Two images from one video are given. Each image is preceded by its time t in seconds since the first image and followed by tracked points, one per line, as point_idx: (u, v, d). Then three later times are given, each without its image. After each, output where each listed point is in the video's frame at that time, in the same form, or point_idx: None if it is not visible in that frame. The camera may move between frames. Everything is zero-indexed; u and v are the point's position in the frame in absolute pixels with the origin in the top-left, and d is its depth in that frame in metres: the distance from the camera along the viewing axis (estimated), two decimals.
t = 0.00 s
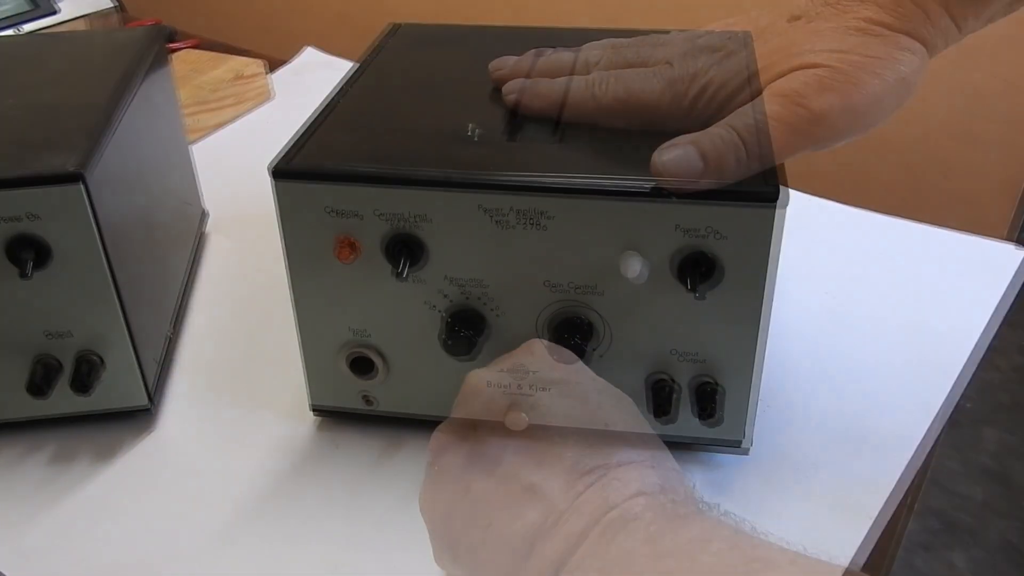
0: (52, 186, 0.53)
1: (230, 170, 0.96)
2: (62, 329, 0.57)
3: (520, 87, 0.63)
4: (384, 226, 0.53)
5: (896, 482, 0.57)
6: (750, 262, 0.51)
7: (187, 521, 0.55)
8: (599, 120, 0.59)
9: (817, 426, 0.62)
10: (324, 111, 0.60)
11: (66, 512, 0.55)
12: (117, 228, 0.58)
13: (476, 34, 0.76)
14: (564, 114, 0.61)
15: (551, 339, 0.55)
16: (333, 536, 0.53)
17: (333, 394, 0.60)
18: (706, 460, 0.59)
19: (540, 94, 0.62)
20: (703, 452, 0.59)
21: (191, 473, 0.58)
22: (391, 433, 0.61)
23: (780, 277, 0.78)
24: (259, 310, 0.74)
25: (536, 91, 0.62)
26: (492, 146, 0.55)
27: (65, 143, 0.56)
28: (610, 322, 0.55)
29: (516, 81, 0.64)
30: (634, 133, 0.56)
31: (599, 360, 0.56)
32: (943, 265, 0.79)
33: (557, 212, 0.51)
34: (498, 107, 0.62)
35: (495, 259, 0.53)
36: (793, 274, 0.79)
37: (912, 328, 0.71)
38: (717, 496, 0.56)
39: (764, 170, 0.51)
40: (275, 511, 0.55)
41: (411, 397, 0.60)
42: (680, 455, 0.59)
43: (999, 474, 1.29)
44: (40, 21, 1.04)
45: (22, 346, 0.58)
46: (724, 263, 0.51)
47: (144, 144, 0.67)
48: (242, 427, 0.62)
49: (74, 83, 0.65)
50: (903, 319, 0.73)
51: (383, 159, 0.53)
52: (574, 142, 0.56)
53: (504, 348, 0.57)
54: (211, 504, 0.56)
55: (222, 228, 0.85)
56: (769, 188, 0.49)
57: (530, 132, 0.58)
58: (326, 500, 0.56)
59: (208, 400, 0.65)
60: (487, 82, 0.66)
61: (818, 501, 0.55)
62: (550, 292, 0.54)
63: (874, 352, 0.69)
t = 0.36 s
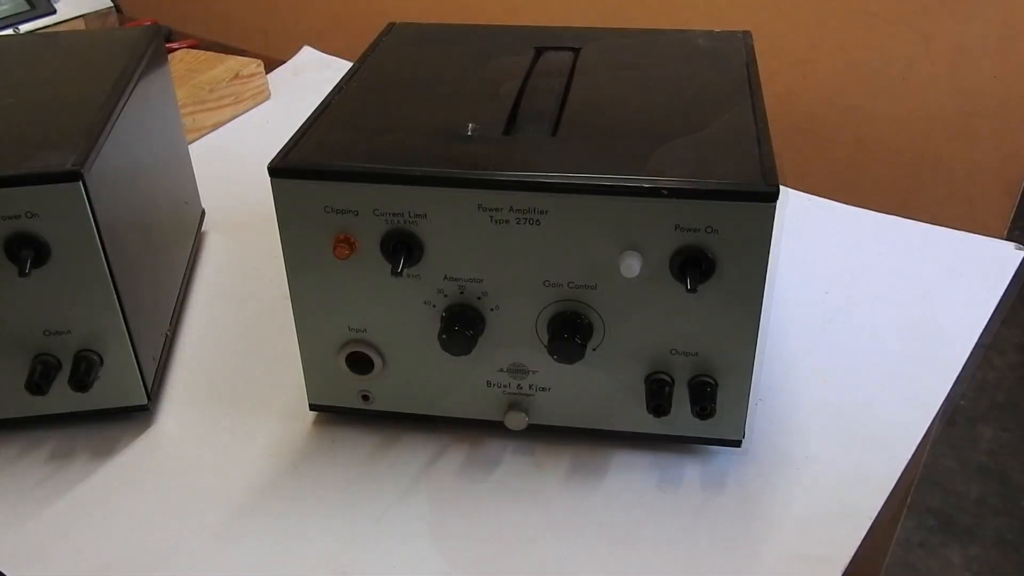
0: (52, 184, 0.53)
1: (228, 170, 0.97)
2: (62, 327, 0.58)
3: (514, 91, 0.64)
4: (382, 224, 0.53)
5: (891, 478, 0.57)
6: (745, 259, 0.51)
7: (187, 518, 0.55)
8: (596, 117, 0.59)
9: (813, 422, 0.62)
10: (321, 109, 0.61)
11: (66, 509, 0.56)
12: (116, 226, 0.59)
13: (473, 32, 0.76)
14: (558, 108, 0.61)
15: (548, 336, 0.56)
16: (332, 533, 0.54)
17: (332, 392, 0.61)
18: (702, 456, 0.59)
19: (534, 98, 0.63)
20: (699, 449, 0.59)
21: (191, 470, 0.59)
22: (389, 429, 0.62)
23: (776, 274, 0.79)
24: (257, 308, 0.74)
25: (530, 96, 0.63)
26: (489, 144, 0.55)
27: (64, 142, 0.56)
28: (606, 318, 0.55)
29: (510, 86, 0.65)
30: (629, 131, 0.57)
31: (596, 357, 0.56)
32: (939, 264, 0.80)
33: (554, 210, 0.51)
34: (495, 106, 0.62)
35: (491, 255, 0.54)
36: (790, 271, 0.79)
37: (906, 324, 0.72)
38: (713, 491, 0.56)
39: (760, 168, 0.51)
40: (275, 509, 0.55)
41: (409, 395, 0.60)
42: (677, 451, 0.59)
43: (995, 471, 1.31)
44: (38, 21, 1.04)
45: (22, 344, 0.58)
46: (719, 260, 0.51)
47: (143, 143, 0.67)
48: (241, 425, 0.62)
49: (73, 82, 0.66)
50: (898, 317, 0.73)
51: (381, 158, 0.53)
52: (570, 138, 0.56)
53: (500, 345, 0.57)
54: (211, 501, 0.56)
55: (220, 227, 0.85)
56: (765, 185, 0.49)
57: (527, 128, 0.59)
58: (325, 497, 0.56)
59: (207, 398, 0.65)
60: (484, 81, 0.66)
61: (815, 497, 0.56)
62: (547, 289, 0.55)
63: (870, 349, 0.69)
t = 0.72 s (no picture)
0: (52, 184, 0.53)
1: (229, 170, 0.96)
2: (62, 327, 0.58)
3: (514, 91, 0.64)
4: (382, 225, 0.53)
5: (891, 478, 0.57)
6: (745, 259, 0.51)
7: (187, 518, 0.55)
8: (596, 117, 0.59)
9: (813, 422, 0.62)
10: (321, 109, 0.61)
11: (66, 508, 0.56)
12: (116, 226, 0.59)
13: (474, 32, 0.76)
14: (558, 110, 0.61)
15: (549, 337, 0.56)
16: (332, 532, 0.54)
17: (332, 392, 0.61)
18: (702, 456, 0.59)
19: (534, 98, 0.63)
20: (699, 449, 0.59)
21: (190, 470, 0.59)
22: (389, 429, 0.62)
23: (777, 275, 0.79)
24: (257, 308, 0.74)
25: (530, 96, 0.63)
26: (490, 144, 0.55)
27: (65, 142, 0.56)
28: (606, 318, 0.55)
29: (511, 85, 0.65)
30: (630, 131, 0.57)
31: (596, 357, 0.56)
32: (939, 264, 0.80)
33: (554, 210, 0.51)
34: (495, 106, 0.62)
35: (491, 255, 0.54)
36: (789, 272, 0.79)
37: (906, 324, 0.72)
38: (713, 491, 0.56)
39: (760, 168, 0.51)
40: (275, 508, 0.55)
41: (409, 395, 0.60)
42: (676, 451, 0.59)
43: (995, 471, 1.31)
44: (38, 21, 1.04)
45: (22, 344, 0.58)
46: (719, 260, 0.51)
47: (143, 143, 0.67)
48: (241, 424, 0.62)
49: (74, 82, 0.66)
50: (899, 317, 0.73)
51: (381, 158, 0.53)
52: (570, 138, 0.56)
53: (500, 345, 0.57)
54: (211, 501, 0.56)
55: (220, 227, 0.85)
56: (766, 185, 0.49)
57: (526, 128, 0.59)
58: (325, 497, 0.56)
59: (207, 398, 0.65)
60: (484, 81, 0.66)
61: (814, 496, 0.56)
62: (547, 289, 0.55)
63: (870, 349, 0.69)
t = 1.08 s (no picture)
0: (52, 185, 0.53)
1: (229, 170, 0.97)
2: (63, 327, 0.58)
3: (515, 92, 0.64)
4: (382, 225, 0.53)
5: (892, 478, 0.57)
6: (744, 260, 0.51)
7: (187, 518, 0.55)
8: (596, 117, 0.59)
9: (813, 423, 0.62)
10: (321, 110, 0.61)
11: (66, 509, 0.56)
12: (116, 226, 0.59)
13: (474, 33, 0.76)
14: (559, 112, 0.61)
15: (549, 337, 0.56)
16: (331, 533, 0.54)
17: (332, 393, 0.61)
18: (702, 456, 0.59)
19: (535, 99, 0.63)
20: (699, 449, 0.59)
21: (190, 470, 0.59)
22: (388, 429, 0.62)
23: (777, 275, 0.79)
24: (257, 309, 0.74)
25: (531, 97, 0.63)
26: (490, 145, 0.55)
27: (65, 142, 0.56)
28: (606, 318, 0.55)
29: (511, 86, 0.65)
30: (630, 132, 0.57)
31: (596, 358, 0.56)
32: (940, 264, 0.80)
33: (554, 211, 0.51)
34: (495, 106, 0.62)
35: (491, 256, 0.54)
36: (789, 272, 0.79)
37: (906, 325, 0.72)
38: (713, 491, 0.56)
39: (761, 168, 0.51)
40: (274, 509, 0.56)
41: (409, 395, 0.60)
42: (676, 451, 0.59)
43: (996, 471, 1.31)
44: (39, 22, 1.04)
45: (22, 344, 0.58)
46: (720, 261, 0.51)
47: (143, 143, 0.67)
48: (241, 425, 0.62)
49: (74, 83, 0.66)
50: (899, 317, 0.73)
51: (381, 158, 0.53)
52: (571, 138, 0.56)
53: (500, 345, 0.57)
54: (211, 501, 0.56)
55: (220, 228, 0.85)
56: (766, 186, 0.49)
57: (526, 128, 0.59)
58: (324, 498, 0.56)
59: (207, 399, 0.65)
60: (484, 82, 0.66)
61: (813, 497, 0.56)
62: (548, 289, 0.55)
63: (870, 349, 0.69)
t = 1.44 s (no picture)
0: (52, 185, 0.53)
1: (229, 170, 0.97)
2: (62, 327, 0.58)
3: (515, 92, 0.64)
4: (383, 225, 0.53)
5: (892, 479, 0.57)
6: (744, 260, 0.51)
7: (187, 518, 0.55)
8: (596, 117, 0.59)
9: (813, 423, 0.62)
10: (321, 110, 0.61)
11: (66, 509, 0.56)
12: (117, 227, 0.59)
13: (474, 33, 0.76)
14: (559, 112, 0.61)
15: (549, 337, 0.56)
16: (331, 532, 0.54)
17: (332, 393, 0.61)
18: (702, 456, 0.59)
19: (535, 99, 0.63)
20: (699, 450, 0.59)
21: (190, 471, 0.59)
22: (388, 429, 0.62)
23: (777, 276, 0.79)
24: (257, 309, 0.74)
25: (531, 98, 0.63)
26: (490, 145, 0.55)
27: (65, 142, 0.56)
28: (606, 318, 0.55)
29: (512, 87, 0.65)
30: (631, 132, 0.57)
31: (596, 358, 0.56)
32: (940, 264, 0.80)
33: (554, 211, 0.51)
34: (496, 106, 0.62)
35: (490, 256, 0.54)
36: (789, 272, 0.79)
37: (906, 325, 0.72)
38: (714, 492, 0.56)
39: (761, 169, 0.51)
40: (275, 508, 0.56)
41: (409, 395, 0.60)
42: (676, 451, 0.59)
43: (995, 471, 1.31)
44: (39, 22, 1.04)
45: (22, 344, 0.58)
46: (719, 261, 0.51)
47: (143, 143, 0.67)
48: (241, 425, 0.62)
49: (74, 83, 0.66)
50: (899, 318, 0.73)
51: (381, 158, 0.53)
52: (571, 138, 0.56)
53: (500, 345, 0.57)
54: (211, 500, 0.56)
55: (220, 228, 0.85)
56: (767, 186, 0.49)
57: (526, 128, 0.59)
58: (324, 498, 0.56)
59: (207, 399, 0.65)
60: (485, 82, 0.66)
61: (813, 497, 0.56)
62: (548, 290, 0.55)
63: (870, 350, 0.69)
